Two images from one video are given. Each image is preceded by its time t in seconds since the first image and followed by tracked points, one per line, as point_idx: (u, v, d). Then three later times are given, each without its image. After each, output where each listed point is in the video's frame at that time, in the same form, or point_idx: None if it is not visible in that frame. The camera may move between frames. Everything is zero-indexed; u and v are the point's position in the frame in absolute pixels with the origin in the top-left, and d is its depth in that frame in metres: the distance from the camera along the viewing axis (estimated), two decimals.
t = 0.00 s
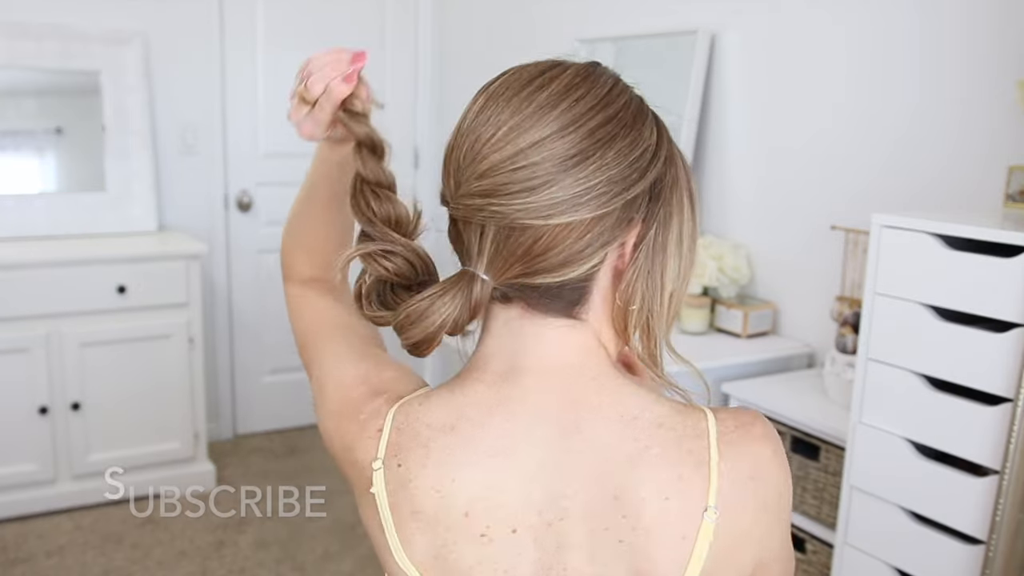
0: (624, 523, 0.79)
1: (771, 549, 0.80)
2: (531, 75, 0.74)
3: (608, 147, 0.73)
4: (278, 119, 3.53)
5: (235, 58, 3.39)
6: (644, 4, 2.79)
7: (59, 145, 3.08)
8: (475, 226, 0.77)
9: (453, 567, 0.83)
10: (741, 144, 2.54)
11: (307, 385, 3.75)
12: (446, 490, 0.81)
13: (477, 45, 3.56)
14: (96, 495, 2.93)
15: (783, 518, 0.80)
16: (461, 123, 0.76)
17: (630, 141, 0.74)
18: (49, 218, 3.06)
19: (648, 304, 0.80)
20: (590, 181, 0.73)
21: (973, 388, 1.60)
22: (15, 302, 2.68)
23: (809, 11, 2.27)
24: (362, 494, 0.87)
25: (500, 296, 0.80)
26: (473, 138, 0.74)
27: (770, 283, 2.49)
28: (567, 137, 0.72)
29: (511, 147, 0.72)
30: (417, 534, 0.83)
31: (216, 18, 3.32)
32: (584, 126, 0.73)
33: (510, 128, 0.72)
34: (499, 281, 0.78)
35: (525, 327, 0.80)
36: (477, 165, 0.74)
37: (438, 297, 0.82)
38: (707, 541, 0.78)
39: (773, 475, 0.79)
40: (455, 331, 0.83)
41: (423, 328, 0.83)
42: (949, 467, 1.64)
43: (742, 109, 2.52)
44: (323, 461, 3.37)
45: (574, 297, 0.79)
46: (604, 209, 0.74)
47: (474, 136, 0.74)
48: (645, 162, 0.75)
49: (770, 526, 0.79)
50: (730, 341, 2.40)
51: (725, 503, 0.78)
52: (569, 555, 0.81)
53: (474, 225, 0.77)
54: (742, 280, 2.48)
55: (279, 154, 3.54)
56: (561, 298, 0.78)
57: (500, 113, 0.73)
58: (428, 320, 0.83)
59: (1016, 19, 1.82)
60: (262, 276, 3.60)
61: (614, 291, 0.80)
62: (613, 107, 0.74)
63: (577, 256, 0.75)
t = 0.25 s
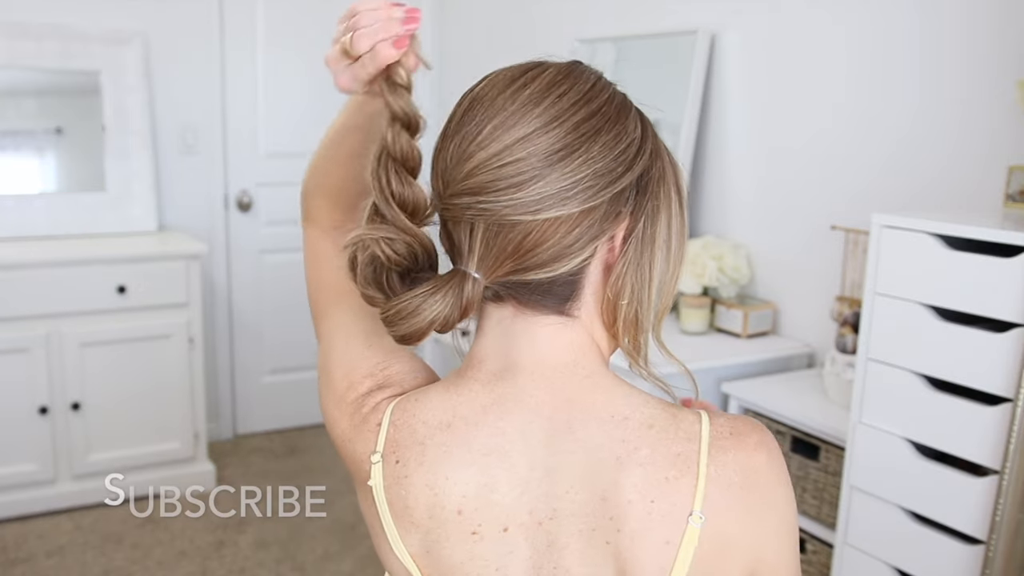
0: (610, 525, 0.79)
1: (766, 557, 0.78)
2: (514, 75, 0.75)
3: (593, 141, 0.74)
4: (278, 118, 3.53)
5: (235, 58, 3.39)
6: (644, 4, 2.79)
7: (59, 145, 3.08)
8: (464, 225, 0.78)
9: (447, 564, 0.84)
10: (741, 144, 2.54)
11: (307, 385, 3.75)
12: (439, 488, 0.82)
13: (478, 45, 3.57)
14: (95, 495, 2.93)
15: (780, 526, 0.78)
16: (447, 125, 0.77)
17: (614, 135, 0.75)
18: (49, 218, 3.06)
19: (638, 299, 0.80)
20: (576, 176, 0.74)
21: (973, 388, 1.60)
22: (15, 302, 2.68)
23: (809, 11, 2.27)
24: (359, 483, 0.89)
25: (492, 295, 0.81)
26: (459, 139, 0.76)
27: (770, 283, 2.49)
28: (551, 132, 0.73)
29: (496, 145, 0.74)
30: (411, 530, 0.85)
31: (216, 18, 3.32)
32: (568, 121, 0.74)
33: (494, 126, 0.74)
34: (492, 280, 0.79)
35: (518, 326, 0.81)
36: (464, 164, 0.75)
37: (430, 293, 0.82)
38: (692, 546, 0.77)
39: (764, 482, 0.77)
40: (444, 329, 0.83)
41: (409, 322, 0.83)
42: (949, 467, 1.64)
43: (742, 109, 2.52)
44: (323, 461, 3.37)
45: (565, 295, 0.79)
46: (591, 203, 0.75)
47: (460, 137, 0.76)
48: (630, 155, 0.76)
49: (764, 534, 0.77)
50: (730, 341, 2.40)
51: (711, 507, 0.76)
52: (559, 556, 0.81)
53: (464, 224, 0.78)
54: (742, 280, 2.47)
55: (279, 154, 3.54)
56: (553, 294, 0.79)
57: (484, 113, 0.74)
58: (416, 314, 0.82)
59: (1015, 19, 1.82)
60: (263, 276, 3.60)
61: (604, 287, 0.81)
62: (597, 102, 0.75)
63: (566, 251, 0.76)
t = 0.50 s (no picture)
0: (596, 530, 0.78)
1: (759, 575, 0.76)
2: (504, 78, 0.78)
3: (583, 138, 0.75)
4: (277, 118, 3.52)
5: (235, 58, 3.39)
6: (644, 4, 2.79)
7: (59, 145, 3.08)
8: (460, 228, 0.79)
9: (441, 562, 0.85)
10: (741, 144, 2.54)
11: (308, 385, 3.75)
12: (433, 488, 0.84)
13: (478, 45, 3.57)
14: (95, 495, 2.93)
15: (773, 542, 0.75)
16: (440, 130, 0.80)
17: (604, 134, 0.76)
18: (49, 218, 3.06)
19: (633, 295, 0.81)
20: (568, 173, 0.75)
21: (972, 388, 1.60)
22: (15, 302, 2.68)
23: (809, 11, 2.28)
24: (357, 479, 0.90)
25: (488, 296, 0.81)
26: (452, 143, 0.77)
27: (770, 284, 2.49)
28: (541, 132, 0.74)
29: (487, 146, 0.75)
30: (408, 528, 0.86)
31: (216, 18, 3.32)
32: (557, 121, 0.75)
33: (484, 129, 0.75)
34: (486, 281, 0.80)
35: (514, 327, 0.82)
36: (457, 167, 0.77)
37: (425, 295, 0.82)
38: (676, 555, 0.75)
39: (757, 492, 0.75)
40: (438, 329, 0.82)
41: (402, 324, 0.83)
42: (949, 467, 1.64)
43: (742, 109, 2.52)
44: (323, 461, 3.37)
45: (560, 295, 0.80)
46: (584, 200, 0.76)
47: (453, 140, 0.77)
48: (619, 153, 0.77)
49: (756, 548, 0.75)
50: (731, 341, 2.40)
51: (697, 516, 0.75)
52: (552, 557, 0.81)
53: (458, 226, 0.79)
54: (742, 280, 2.47)
55: (279, 154, 3.54)
56: (550, 293, 0.79)
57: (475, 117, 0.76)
58: (409, 316, 0.82)
59: (1015, 19, 1.82)
60: (263, 276, 3.60)
61: (599, 286, 0.81)
62: (585, 103, 0.77)
63: (561, 250, 0.77)
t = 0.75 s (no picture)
0: (582, 538, 0.78)
1: None
2: (494, 83, 0.79)
3: (576, 136, 0.76)
4: (277, 118, 3.52)
5: (234, 58, 3.39)
6: (644, 3, 2.78)
7: (59, 145, 3.08)
8: (456, 232, 0.79)
9: (436, 562, 0.87)
10: (741, 145, 2.54)
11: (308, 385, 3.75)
12: (429, 488, 0.86)
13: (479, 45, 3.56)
14: (95, 495, 2.93)
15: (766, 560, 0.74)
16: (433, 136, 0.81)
17: (596, 132, 0.77)
18: (49, 218, 3.06)
19: (631, 294, 0.81)
20: (561, 173, 0.75)
21: (972, 388, 1.60)
22: (15, 302, 2.68)
23: (809, 11, 2.28)
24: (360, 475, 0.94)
25: (485, 300, 0.82)
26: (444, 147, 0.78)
27: (770, 284, 2.49)
28: (533, 132, 0.75)
29: (480, 149, 0.76)
30: (405, 526, 0.89)
31: (216, 18, 3.32)
32: (549, 120, 0.76)
33: (477, 132, 0.76)
34: (483, 284, 0.80)
35: (510, 331, 0.82)
36: (451, 171, 0.78)
37: (422, 301, 0.82)
38: (661, 566, 0.75)
39: (749, 509, 0.74)
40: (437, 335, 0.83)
41: (400, 329, 0.83)
42: (948, 467, 1.64)
43: (742, 109, 2.52)
44: (323, 461, 3.37)
45: (558, 297, 0.80)
46: (579, 199, 0.76)
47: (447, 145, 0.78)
48: (612, 150, 0.77)
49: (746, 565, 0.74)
50: (731, 341, 2.40)
51: (683, 530, 0.74)
52: (541, 562, 0.81)
53: (454, 229, 0.79)
54: (742, 280, 2.47)
55: (279, 154, 3.54)
56: (547, 295, 0.79)
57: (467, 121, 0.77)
58: (406, 321, 0.82)
59: (1015, 19, 1.82)
60: (263, 276, 3.60)
61: (598, 286, 0.81)
62: (576, 102, 0.77)
63: (557, 249, 0.77)
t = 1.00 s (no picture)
0: (573, 545, 0.78)
1: None
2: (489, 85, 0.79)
3: (572, 136, 0.76)
4: (277, 118, 3.52)
5: (234, 58, 3.39)
6: (644, 3, 2.79)
7: (59, 145, 3.08)
8: (452, 234, 0.80)
9: (434, 562, 0.88)
10: (741, 145, 2.54)
11: (307, 385, 3.75)
12: (426, 490, 0.87)
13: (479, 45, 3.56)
14: (95, 495, 2.92)
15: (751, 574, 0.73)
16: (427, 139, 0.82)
17: (591, 131, 0.77)
18: (49, 218, 3.06)
19: (630, 294, 0.82)
20: (556, 173, 0.75)
21: (973, 388, 1.60)
22: (15, 302, 2.68)
23: (809, 11, 2.28)
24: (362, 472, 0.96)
25: (483, 302, 0.82)
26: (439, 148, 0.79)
27: (770, 284, 2.49)
28: (528, 132, 0.75)
29: (476, 149, 0.76)
30: (404, 526, 0.90)
31: (216, 18, 3.32)
32: (544, 120, 0.76)
33: (472, 133, 0.77)
34: (480, 286, 0.80)
35: (507, 334, 0.82)
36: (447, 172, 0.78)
37: (418, 303, 0.82)
38: None
39: (743, 523, 0.72)
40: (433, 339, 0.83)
41: (394, 332, 0.83)
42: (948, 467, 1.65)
43: (742, 110, 2.52)
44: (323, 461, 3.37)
45: (555, 298, 0.80)
46: (575, 199, 0.76)
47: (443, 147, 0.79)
48: (608, 149, 0.78)
49: None
50: (731, 341, 2.40)
51: (672, 541, 0.73)
52: (534, 567, 0.82)
53: (450, 231, 0.80)
54: (742, 280, 2.47)
55: (279, 154, 3.54)
56: (544, 296, 0.79)
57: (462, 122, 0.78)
58: (401, 325, 0.82)
59: (1014, 19, 1.82)
60: (263, 276, 3.60)
61: (596, 286, 0.81)
62: (571, 101, 0.78)
63: (554, 250, 0.77)
